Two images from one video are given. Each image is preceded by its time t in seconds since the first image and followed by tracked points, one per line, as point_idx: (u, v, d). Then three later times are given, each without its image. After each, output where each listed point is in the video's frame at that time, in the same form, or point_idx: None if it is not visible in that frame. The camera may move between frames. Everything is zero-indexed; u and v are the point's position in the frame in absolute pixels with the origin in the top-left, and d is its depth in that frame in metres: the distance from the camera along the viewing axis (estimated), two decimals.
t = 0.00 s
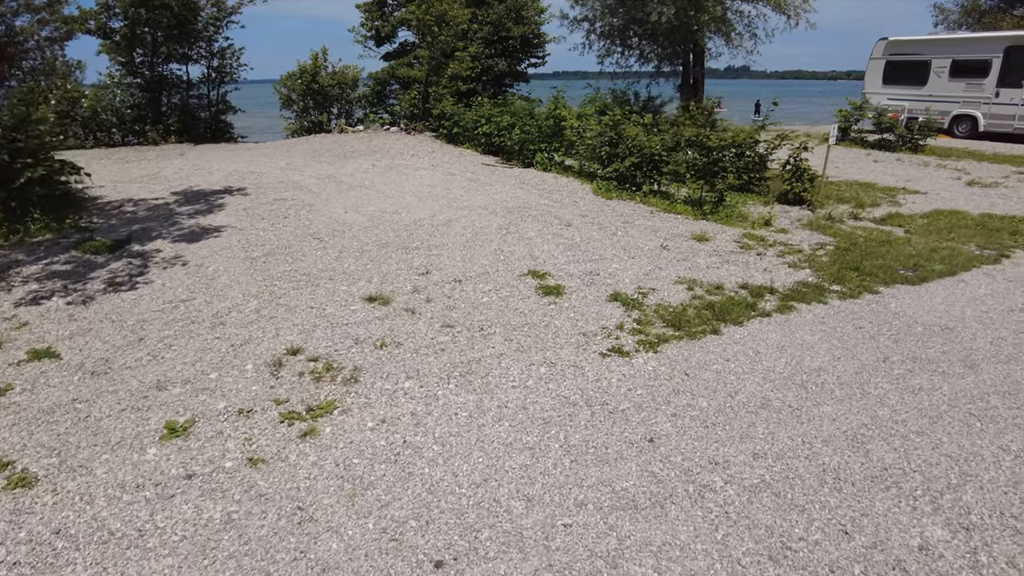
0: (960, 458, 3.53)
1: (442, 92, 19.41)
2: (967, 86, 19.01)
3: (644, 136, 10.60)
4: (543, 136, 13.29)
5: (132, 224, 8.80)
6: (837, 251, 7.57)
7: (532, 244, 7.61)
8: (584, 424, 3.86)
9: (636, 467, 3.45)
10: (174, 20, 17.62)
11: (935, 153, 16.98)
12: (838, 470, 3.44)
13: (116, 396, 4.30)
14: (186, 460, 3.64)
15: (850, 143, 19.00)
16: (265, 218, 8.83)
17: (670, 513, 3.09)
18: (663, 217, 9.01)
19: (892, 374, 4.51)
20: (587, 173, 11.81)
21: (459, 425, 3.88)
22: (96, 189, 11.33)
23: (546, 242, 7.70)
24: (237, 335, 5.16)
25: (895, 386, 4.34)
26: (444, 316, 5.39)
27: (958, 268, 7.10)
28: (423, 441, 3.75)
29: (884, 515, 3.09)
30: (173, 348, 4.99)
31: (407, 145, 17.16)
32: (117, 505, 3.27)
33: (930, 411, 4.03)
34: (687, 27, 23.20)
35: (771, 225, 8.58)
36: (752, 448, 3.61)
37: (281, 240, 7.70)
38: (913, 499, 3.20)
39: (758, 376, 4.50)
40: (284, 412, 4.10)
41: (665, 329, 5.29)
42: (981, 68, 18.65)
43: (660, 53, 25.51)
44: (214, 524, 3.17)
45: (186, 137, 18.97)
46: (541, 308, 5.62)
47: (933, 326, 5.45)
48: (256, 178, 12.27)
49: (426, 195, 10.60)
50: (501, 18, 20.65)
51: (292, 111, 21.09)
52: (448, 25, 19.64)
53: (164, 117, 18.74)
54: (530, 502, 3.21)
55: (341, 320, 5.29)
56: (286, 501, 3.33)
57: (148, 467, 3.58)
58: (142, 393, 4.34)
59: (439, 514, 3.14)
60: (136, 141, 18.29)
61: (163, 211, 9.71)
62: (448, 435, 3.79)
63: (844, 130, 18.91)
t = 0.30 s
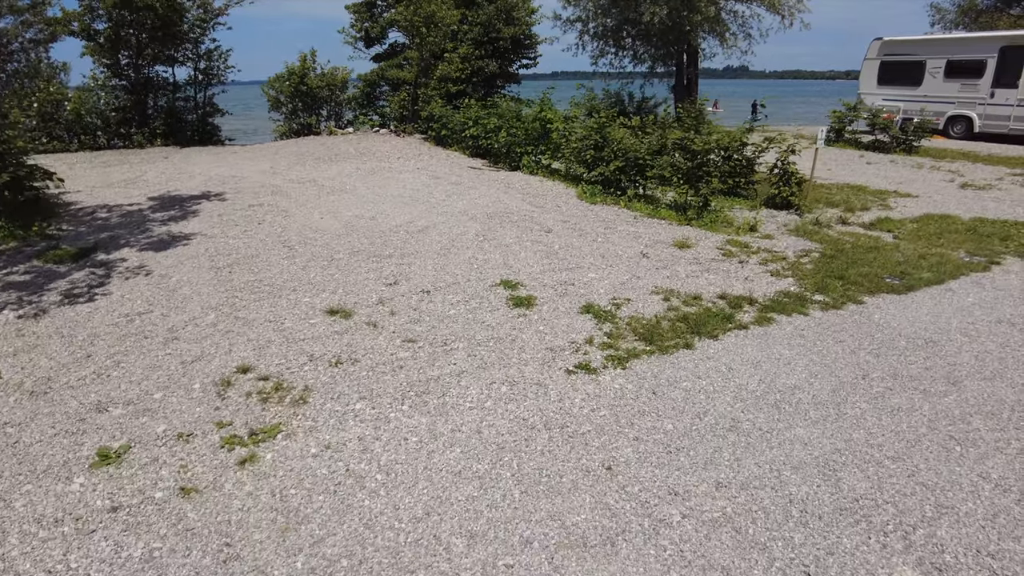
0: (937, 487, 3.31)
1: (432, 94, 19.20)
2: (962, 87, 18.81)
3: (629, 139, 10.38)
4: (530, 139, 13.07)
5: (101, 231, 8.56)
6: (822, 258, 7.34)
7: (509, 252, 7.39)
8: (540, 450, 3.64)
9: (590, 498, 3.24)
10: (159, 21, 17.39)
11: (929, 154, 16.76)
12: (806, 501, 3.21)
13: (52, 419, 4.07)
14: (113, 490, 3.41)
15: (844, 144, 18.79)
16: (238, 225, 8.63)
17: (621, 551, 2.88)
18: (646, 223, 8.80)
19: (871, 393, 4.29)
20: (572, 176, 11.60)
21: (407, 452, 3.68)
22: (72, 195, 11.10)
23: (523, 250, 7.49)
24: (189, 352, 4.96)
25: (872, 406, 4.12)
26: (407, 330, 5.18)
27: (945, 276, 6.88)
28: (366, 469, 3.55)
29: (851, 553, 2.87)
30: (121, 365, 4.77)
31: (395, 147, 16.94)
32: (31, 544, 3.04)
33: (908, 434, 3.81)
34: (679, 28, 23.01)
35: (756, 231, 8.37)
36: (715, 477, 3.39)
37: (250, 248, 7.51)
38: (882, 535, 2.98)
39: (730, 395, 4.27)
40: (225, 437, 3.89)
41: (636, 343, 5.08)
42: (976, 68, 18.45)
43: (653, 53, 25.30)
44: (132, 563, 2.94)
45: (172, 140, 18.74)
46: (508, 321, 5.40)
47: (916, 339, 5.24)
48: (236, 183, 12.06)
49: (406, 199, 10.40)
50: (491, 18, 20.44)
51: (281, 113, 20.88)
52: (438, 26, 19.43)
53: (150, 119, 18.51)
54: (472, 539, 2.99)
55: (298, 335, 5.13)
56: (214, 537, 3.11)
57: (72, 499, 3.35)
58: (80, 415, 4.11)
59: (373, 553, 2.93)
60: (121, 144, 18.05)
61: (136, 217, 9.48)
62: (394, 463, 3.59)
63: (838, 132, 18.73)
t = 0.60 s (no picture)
0: (922, 518, 3.03)
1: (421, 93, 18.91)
2: (959, 86, 18.54)
3: (617, 138, 10.10)
4: (517, 138, 12.78)
5: (67, 233, 8.26)
6: (812, 262, 7.06)
7: (486, 255, 7.12)
8: (494, 474, 3.36)
9: (542, 530, 2.96)
10: (143, 19, 17.08)
11: (926, 155, 16.49)
12: (779, 534, 2.93)
13: None
14: (26, 520, 3.12)
15: (840, 144, 18.52)
16: (210, 227, 8.34)
17: None
18: (632, 225, 8.51)
19: (855, 409, 4.01)
20: (560, 177, 11.32)
21: (351, 478, 3.41)
22: (45, 195, 10.79)
23: (501, 253, 7.20)
24: (135, 363, 4.67)
25: (856, 424, 3.84)
26: (368, 340, 4.91)
27: (939, 281, 6.60)
28: (304, 496, 3.30)
29: None
30: (60, 378, 4.47)
31: (383, 147, 16.66)
32: None
33: (893, 456, 3.53)
34: (674, 26, 22.73)
35: (744, 233, 8.10)
36: (681, 505, 3.12)
37: (217, 252, 7.26)
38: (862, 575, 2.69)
39: (704, 412, 3.99)
40: (158, 458, 3.60)
41: (610, 354, 4.80)
42: (974, 67, 18.18)
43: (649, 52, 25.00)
44: None
45: (158, 139, 18.44)
46: (476, 329, 5.12)
47: (906, 349, 4.96)
48: (216, 184, 11.77)
49: (387, 200, 10.11)
50: (482, 16, 20.13)
51: (269, 112, 20.59)
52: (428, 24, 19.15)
53: (135, 119, 18.18)
54: None
55: (251, 346, 4.89)
56: (127, 574, 2.83)
57: None
58: (4, 435, 3.82)
59: None
60: (106, 144, 17.74)
61: (106, 218, 9.17)
62: (335, 490, 3.32)
63: (834, 131, 18.59)
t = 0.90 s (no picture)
0: (903, 569, 2.77)
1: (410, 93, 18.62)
2: (955, 87, 18.29)
3: (603, 141, 9.84)
4: (503, 140, 12.50)
5: (30, 240, 7.94)
6: (800, 271, 6.78)
7: (460, 264, 6.84)
8: (438, 517, 3.09)
9: None
10: (125, 17, 16.75)
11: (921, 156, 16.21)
12: None
13: None
14: None
15: (835, 146, 18.25)
16: (178, 235, 8.06)
17: None
18: (615, 232, 8.23)
19: (836, 439, 3.74)
20: (545, 180, 11.05)
21: (284, 520, 3.15)
22: (15, 200, 10.47)
23: (476, 262, 6.92)
24: (73, 386, 4.38)
25: (835, 457, 3.57)
26: (321, 361, 4.66)
27: (931, 292, 6.33)
28: (232, 540, 3.03)
29: None
30: None
31: (370, 149, 16.38)
32: None
33: (874, 494, 3.26)
34: (668, 26, 22.44)
35: (731, 241, 7.82)
36: (639, 554, 2.85)
37: (181, 261, 7.04)
38: None
39: (674, 442, 3.71)
40: (78, 496, 3.32)
41: (579, 375, 4.52)
42: (971, 67, 17.92)
43: (643, 52, 24.72)
44: None
45: (142, 140, 18.10)
46: (439, 347, 4.83)
47: (893, 369, 4.68)
48: (194, 188, 11.47)
49: (366, 205, 9.83)
50: (473, 16, 19.76)
51: (257, 113, 20.29)
52: (417, 23, 18.88)
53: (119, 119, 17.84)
54: None
55: (199, 366, 4.64)
56: None
57: None
58: None
59: None
60: (89, 145, 17.40)
61: (74, 224, 8.86)
62: (265, 534, 3.06)
63: (828, 132, 18.33)
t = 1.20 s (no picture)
0: None
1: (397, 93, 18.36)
2: (948, 86, 18.08)
3: (584, 142, 9.62)
4: (486, 141, 12.26)
5: None
6: (781, 276, 6.54)
7: (429, 270, 6.59)
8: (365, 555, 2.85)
9: None
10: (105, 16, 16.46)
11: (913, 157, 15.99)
12: None
13: None
14: None
15: (826, 146, 18.04)
16: (141, 240, 7.78)
17: None
18: (594, 236, 7.99)
19: (806, 463, 3.49)
20: (526, 182, 10.81)
21: (199, 558, 2.90)
22: None
23: (445, 267, 6.67)
24: None
25: (804, 482, 3.32)
26: (266, 377, 4.44)
27: (916, 299, 6.09)
28: None
29: None
30: None
31: (354, 150, 16.12)
32: None
33: (843, 526, 3.01)
34: (658, 25, 22.22)
35: (712, 245, 7.58)
36: None
37: (139, 267, 6.76)
38: None
39: (632, 466, 3.46)
40: None
41: (538, 390, 4.27)
42: (963, 67, 17.71)
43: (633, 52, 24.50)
44: None
45: (123, 141, 17.76)
46: (393, 361, 4.58)
47: (873, 384, 4.42)
48: (167, 191, 11.19)
49: (341, 208, 9.57)
50: (460, 14, 19.48)
51: (242, 113, 20.01)
52: (403, 23, 18.63)
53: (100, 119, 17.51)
54: None
55: (138, 381, 4.37)
56: None
57: None
58: None
59: None
60: (68, 146, 17.07)
61: (36, 228, 8.56)
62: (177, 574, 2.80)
63: (820, 132, 18.12)
